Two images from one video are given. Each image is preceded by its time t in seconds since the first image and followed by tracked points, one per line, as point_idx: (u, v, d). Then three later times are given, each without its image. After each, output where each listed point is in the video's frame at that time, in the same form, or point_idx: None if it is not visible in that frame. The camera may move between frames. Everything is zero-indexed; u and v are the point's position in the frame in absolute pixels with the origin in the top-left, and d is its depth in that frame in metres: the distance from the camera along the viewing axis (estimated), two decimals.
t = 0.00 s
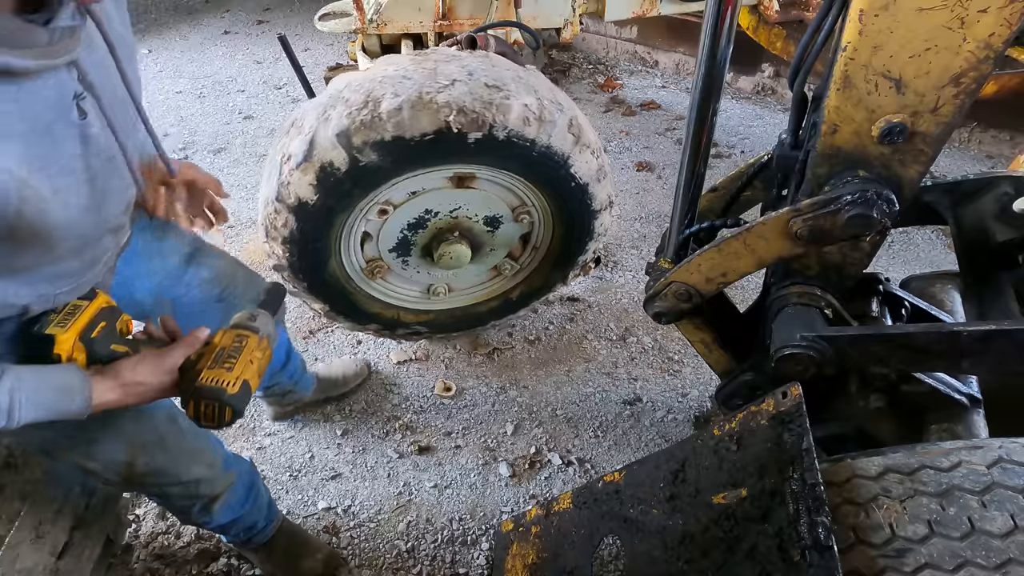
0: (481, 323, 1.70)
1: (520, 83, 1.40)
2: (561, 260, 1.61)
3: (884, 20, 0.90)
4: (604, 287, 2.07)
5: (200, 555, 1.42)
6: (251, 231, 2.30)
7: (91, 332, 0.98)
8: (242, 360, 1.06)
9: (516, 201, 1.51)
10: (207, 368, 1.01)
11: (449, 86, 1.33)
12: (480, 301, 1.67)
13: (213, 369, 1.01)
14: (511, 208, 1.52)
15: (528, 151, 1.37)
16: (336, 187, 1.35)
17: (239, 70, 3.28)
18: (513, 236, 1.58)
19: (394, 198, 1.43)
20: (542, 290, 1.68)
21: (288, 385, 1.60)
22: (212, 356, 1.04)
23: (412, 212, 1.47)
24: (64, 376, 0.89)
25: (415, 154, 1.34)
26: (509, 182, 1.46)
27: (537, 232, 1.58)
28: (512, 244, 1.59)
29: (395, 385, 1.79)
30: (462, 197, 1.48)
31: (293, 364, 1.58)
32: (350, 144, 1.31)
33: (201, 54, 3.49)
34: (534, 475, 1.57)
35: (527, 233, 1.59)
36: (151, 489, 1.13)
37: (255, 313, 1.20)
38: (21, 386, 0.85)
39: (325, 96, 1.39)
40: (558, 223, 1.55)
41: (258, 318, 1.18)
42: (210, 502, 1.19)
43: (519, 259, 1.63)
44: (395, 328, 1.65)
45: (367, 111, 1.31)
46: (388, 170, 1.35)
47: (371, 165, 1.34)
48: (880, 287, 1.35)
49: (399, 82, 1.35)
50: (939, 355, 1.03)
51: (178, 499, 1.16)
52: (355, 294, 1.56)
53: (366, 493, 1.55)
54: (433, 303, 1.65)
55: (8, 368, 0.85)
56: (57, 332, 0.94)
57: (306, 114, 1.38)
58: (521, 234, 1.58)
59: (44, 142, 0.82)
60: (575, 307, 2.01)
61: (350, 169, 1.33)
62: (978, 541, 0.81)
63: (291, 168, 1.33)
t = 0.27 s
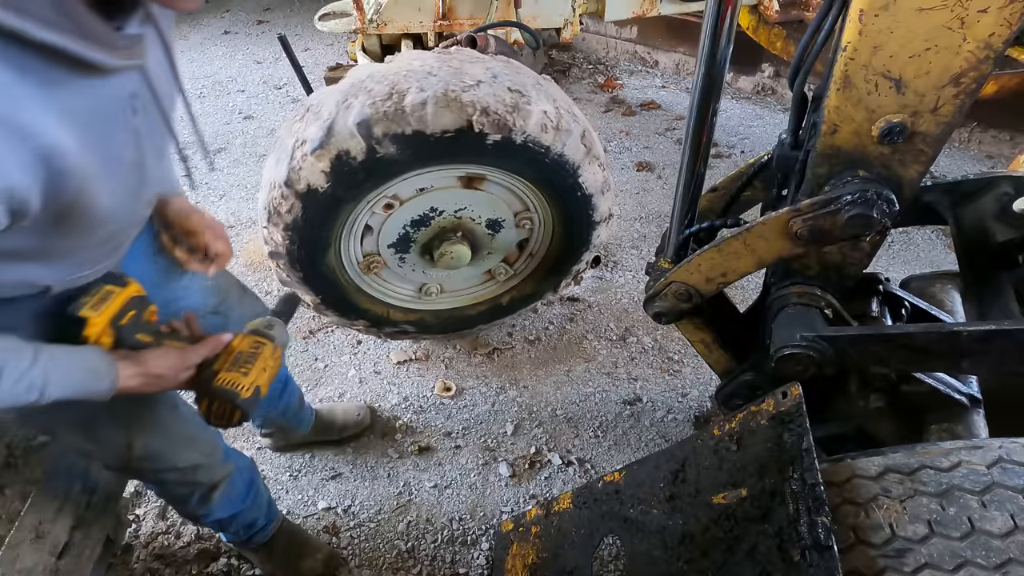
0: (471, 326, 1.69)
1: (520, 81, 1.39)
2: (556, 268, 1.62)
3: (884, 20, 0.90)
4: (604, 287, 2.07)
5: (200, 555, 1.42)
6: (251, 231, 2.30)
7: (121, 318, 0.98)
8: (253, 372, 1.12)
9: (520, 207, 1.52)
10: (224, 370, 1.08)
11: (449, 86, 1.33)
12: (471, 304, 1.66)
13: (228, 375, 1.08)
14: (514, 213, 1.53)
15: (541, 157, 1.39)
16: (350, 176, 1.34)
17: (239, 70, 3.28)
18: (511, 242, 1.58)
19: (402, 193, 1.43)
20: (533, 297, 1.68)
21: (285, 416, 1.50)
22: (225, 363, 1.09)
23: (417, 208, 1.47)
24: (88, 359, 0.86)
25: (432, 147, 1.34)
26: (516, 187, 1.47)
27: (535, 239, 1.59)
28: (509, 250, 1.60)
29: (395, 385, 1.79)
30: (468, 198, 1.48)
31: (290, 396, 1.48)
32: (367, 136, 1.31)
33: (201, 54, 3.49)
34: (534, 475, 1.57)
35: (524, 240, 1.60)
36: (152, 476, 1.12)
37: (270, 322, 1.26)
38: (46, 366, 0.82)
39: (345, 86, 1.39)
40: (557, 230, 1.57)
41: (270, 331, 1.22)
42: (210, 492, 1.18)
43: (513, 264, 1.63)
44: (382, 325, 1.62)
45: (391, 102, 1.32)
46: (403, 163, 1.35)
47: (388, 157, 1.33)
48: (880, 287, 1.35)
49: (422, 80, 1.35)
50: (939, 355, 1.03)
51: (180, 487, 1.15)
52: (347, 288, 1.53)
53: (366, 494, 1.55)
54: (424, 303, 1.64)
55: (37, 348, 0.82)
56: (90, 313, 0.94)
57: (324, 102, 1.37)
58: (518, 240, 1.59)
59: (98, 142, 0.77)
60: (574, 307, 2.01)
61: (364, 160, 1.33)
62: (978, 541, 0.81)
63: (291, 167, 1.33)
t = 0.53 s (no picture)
0: (464, 327, 1.68)
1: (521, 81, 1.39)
2: (551, 275, 1.64)
3: (884, 20, 0.90)
4: (604, 287, 2.07)
5: (200, 555, 1.42)
6: (251, 231, 2.30)
7: (199, 297, 1.20)
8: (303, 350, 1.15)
9: (522, 211, 1.54)
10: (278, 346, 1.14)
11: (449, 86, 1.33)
12: (463, 305, 1.66)
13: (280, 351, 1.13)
14: (515, 217, 1.55)
15: (553, 164, 1.41)
16: (363, 165, 1.34)
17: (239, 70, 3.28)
18: (508, 246, 1.60)
19: (410, 188, 1.43)
20: (523, 304, 1.69)
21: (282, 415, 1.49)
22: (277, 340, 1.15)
23: (423, 205, 1.47)
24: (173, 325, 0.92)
25: (449, 143, 1.35)
26: (521, 190, 1.49)
27: (533, 245, 1.61)
28: (505, 254, 1.61)
29: (395, 385, 1.79)
30: (473, 199, 1.49)
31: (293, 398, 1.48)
32: (388, 128, 1.31)
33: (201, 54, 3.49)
34: (534, 475, 1.57)
35: (521, 245, 1.61)
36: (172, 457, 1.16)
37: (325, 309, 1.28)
38: (137, 327, 0.87)
39: (366, 76, 1.38)
40: (555, 237, 1.59)
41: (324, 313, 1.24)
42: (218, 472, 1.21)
43: (509, 269, 1.65)
44: (371, 323, 1.60)
45: (415, 97, 1.31)
46: (419, 157, 1.36)
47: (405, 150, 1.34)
48: (879, 287, 1.36)
49: (446, 78, 1.36)
50: (938, 356, 1.03)
51: (197, 472, 1.20)
52: (342, 282, 1.52)
53: (366, 494, 1.55)
54: (416, 303, 1.63)
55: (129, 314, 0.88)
56: (174, 288, 1.18)
57: (343, 91, 1.36)
58: (516, 245, 1.61)
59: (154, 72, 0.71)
60: (574, 307, 2.01)
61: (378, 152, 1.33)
62: (978, 541, 0.81)
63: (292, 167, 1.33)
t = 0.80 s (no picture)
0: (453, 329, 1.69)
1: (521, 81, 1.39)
2: (543, 283, 1.66)
3: (884, 20, 0.90)
4: (604, 287, 2.07)
5: (199, 555, 1.42)
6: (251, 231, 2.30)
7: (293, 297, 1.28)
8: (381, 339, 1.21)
9: (524, 216, 1.55)
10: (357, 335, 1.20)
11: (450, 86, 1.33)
12: (455, 307, 1.66)
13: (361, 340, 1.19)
14: (517, 221, 1.55)
15: (561, 172, 1.43)
16: (377, 158, 1.34)
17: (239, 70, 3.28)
18: (506, 250, 1.60)
19: (418, 185, 1.42)
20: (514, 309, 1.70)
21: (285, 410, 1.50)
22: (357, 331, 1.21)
23: (429, 203, 1.47)
24: (269, 321, 1.06)
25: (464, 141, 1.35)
26: (527, 195, 1.50)
27: (530, 251, 1.62)
28: (502, 258, 1.62)
29: (395, 385, 1.79)
30: (478, 201, 1.49)
31: (297, 392, 1.49)
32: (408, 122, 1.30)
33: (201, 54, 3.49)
34: (534, 475, 1.57)
35: (518, 250, 1.62)
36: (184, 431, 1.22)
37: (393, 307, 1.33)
38: (244, 327, 1.01)
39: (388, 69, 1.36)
40: (551, 247, 1.61)
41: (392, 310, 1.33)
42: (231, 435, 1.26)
43: (503, 273, 1.65)
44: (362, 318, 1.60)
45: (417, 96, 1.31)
46: (433, 154, 1.36)
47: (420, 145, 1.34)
48: (880, 287, 1.37)
49: (469, 77, 1.36)
50: (939, 356, 1.03)
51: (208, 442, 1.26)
52: (336, 275, 1.52)
53: (366, 493, 1.55)
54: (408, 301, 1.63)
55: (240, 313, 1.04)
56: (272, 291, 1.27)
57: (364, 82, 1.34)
58: (513, 250, 1.61)
59: (203, 164, 0.77)
60: (574, 307, 2.01)
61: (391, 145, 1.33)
62: (978, 541, 0.81)
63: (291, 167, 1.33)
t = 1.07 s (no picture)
0: (443, 329, 1.70)
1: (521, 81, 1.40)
2: (536, 289, 1.66)
3: (884, 20, 0.90)
4: (604, 287, 2.07)
5: (199, 555, 1.42)
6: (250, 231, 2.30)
7: (316, 315, 1.31)
8: (401, 342, 1.27)
9: (524, 221, 1.55)
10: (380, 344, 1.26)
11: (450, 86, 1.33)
12: (447, 307, 1.67)
13: (383, 347, 1.26)
14: (517, 226, 1.56)
15: (568, 178, 1.45)
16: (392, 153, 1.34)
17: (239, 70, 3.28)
18: (504, 254, 1.60)
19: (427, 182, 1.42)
20: (505, 312, 1.70)
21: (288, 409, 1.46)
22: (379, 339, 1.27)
23: (435, 202, 1.47)
24: (300, 344, 1.09)
25: (477, 140, 1.36)
26: (530, 200, 1.51)
27: (527, 256, 1.63)
28: (499, 262, 1.62)
29: (395, 385, 1.79)
30: (482, 203, 1.50)
31: (301, 389, 1.46)
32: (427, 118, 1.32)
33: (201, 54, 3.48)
34: (534, 475, 1.57)
35: (516, 254, 1.62)
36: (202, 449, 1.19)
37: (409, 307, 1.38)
38: (278, 351, 1.05)
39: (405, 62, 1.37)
40: (548, 254, 1.62)
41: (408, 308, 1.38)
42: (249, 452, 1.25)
43: (498, 276, 1.65)
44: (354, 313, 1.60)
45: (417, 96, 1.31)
46: (447, 152, 1.37)
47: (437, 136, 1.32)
48: (879, 287, 1.37)
49: (488, 79, 1.38)
50: (939, 356, 1.03)
51: (225, 458, 1.23)
52: (333, 267, 1.51)
53: (366, 493, 1.55)
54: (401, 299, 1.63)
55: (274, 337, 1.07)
56: (298, 315, 1.29)
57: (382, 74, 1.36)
58: (510, 253, 1.61)
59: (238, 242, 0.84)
60: (574, 307, 2.01)
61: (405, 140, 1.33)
62: (978, 541, 0.81)
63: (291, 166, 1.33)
